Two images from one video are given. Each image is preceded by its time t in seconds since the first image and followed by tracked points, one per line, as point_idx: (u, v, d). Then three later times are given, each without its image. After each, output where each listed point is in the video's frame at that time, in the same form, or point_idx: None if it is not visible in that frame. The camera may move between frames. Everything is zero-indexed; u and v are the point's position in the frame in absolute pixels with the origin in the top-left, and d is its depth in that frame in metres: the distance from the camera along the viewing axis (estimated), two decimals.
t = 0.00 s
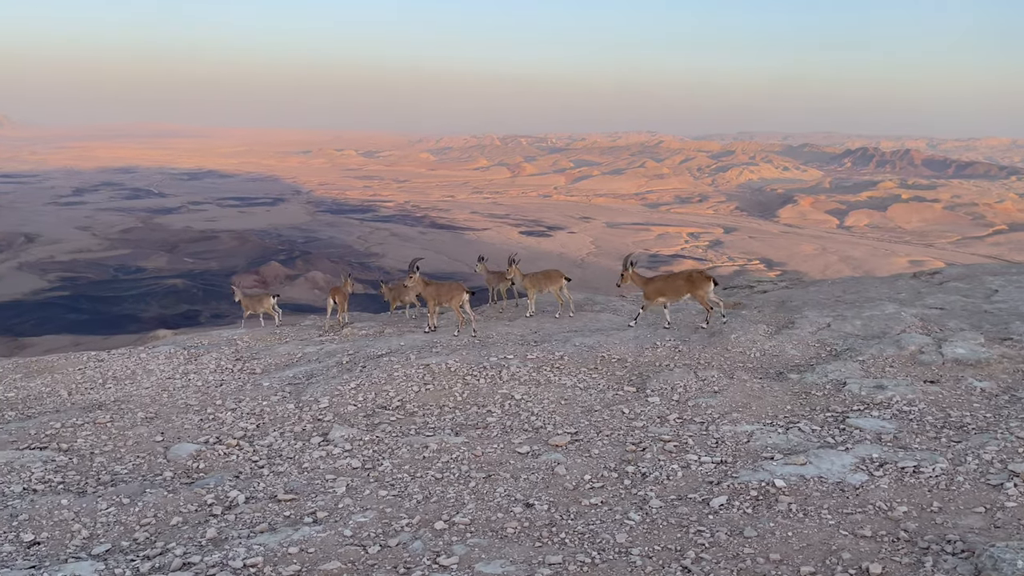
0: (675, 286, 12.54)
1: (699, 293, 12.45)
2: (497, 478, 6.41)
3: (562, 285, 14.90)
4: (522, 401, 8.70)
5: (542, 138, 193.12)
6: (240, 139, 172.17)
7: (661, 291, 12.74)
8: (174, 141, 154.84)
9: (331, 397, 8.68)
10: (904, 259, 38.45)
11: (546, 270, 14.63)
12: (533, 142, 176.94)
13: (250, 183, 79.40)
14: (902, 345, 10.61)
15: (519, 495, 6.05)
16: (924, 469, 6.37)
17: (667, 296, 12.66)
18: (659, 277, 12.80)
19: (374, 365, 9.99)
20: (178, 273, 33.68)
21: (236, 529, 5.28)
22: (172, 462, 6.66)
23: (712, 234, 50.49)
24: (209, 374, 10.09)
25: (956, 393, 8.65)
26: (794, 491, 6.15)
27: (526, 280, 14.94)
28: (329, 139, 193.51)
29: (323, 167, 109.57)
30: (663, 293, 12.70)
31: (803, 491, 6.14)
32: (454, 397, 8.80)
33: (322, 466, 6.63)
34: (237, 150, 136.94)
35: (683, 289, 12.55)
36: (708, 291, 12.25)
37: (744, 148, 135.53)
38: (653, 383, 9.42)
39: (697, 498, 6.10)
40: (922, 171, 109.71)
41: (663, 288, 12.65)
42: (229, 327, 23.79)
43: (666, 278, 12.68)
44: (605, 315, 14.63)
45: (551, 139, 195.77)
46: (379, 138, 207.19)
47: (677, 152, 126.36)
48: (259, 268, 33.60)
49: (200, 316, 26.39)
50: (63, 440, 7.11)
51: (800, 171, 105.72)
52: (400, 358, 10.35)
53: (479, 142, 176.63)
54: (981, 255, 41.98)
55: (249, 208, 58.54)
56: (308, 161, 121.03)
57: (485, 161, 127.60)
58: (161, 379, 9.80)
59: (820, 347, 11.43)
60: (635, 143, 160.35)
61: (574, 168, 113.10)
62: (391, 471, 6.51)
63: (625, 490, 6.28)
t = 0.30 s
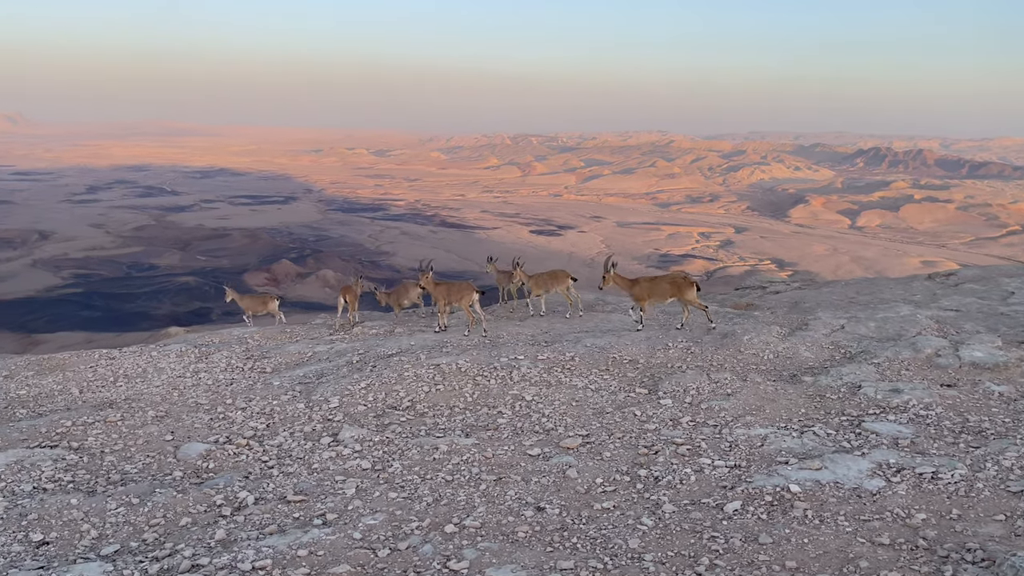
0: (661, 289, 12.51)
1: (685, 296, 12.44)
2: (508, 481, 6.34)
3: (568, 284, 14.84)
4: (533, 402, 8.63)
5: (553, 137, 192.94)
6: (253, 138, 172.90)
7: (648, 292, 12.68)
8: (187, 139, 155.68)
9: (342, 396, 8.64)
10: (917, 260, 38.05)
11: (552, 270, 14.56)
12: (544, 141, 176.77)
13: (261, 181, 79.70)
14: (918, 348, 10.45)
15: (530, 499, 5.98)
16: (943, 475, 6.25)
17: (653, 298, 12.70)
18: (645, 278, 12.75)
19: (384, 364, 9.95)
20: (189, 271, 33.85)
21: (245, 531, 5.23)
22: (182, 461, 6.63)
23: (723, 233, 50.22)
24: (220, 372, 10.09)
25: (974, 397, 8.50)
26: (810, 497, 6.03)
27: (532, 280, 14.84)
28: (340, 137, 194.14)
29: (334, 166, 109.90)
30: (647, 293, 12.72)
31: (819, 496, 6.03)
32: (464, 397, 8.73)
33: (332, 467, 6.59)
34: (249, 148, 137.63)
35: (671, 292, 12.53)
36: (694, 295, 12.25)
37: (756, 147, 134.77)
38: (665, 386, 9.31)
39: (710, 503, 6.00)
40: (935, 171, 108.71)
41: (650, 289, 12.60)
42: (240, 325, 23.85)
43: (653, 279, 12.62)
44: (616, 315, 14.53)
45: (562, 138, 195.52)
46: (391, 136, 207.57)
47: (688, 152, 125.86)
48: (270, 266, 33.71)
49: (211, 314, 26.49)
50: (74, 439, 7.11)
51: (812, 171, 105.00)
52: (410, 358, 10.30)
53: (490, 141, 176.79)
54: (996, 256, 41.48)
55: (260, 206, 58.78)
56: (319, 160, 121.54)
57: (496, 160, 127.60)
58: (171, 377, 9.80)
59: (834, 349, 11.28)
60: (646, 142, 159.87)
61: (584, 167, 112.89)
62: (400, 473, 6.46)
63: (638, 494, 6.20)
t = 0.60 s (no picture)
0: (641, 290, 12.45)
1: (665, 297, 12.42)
2: (515, 484, 6.25)
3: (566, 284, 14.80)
4: (541, 404, 8.54)
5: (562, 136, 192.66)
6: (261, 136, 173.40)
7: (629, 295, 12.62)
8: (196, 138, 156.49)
9: (348, 397, 8.58)
10: (927, 260, 37.77)
11: (550, 271, 14.50)
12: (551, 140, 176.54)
13: (269, 180, 79.90)
14: (930, 350, 10.31)
15: (538, 502, 5.90)
16: (958, 481, 6.12)
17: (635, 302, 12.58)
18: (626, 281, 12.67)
19: (391, 364, 9.89)
20: (197, 269, 33.93)
21: (249, 534, 5.17)
22: (187, 462, 6.58)
23: (731, 233, 50.01)
24: (226, 372, 10.05)
25: (988, 401, 8.36)
26: (823, 502, 5.92)
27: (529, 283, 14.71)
28: (348, 136, 194.47)
29: (341, 165, 110.11)
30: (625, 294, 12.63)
31: (832, 502, 5.92)
32: (471, 398, 8.66)
33: (337, 468, 6.52)
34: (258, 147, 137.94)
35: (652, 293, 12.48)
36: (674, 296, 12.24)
37: (763, 147, 134.18)
38: (674, 387, 9.21)
39: (721, 508, 5.90)
40: (944, 171, 107.94)
41: (631, 292, 12.53)
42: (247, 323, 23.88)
43: (634, 281, 12.55)
44: (624, 315, 14.43)
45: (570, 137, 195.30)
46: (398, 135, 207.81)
47: (696, 151, 125.46)
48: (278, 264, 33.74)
49: (218, 312, 26.52)
50: (78, 438, 7.07)
51: (820, 171, 104.47)
52: (417, 358, 10.23)
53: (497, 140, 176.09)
54: (1006, 257, 41.12)
55: (268, 205, 58.92)
56: (327, 158, 121.77)
57: (503, 159, 127.59)
58: (177, 376, 9.78)
59: (845, 351, 11.14)
60: (653, 142, 159.40)
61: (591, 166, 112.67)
62: (406, 475, 6.38)
63: (647, 498, 6.10)
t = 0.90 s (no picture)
0: (626, 292, 12.32)
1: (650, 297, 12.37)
2: (520, 486, 6.17)
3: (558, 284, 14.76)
4: (546, 404, 8.45)
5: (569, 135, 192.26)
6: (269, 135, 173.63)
7: (613, 296, 12.48)
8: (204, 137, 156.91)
9: (352, 396, 8.52)
10: (935, 260, 37.47)
11: (543, 274, 14.44)
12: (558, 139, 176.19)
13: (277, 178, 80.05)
14: (941, 352, 10.18)
15: (543, 505, 5.82)
16: (971, 485, 6.01)
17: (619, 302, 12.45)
18: (609, 282, 12.48)
19: (396, 364, 9.82)
20: (204, 267, 34.00)
21: (251, 536, 5.11)
22: (189, 462, 6.54)
23: (738, 233, 49.76)
24: (231, 371, 10.01)
25: (1001, 403, 8.23)
26: (833, 506, 5.83)
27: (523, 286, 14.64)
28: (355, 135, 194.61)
29: (349, 163, 110.16)
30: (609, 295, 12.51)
31: (842, 506, 5.82)
32: (477, 399, 8.58)
33: (341, 469, 6.46)
34: (265, 145, 138.15)
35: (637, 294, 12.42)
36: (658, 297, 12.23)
37: (771, 146, 133.50)
38: (681, 389, 9.10)
39: (729, 512, 5.81)
40: (953, 171, 107.16)
41: (615, 294, 12.39)
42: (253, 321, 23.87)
43: (618, 283, 12.39)
44: (631, 315, 14.33)
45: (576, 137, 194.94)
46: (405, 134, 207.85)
47: (703, 151, 125.00)
48: (285, 263, 33.77)
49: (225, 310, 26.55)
50: (81, 438, 7.03)
51: (828, 171, 103.91)
52: (422, 357, 10.16)
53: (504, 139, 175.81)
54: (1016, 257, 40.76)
55: (275, 203, 59.03)
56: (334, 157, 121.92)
57: (510, 158, 127.44)
58: (182, 375, 9.74)
59: (854, 352, 11.01)
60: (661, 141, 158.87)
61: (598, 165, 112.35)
62: (410, 476, 6.31)
63: (654, 502, 6.01)
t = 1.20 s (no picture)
0: (616, 293, 12.19)
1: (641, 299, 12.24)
2: (525, 489, 6.11)
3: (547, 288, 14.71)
4: (553, 405, 8.38)
5: (578, 134, 191.86)
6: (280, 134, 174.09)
7: (604, 296, 12.39)
8: (216, 135, 157.58)
9: (358, 396, 8.48)
10: (947, 260, 37.09)
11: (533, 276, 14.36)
12: (568, 138, 175.79)
13: (287, 176, 80.26)
14: (954, 354, 10.03)
15: (548, 509, 5.75)
16: (986, 491, 5.89)
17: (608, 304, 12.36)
18: (600, 282, 12.36)
19: (403, 363, 9.77)
20: (214, 264, 34.12)
21: (253, 538, 5.07)
22: (193, 462, 6.51)
23: (748, 232, 49.46)
24: (237, 369, 9.99)
25: (1016, 407, 8.08)
26: (844, 512, 5.72)
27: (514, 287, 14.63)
28: (364, 134, 194.82)
29: (359, 162, 110.33)
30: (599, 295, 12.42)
31: (853, 512, 5.72)
32: (482, 399, 8.52)
33: (345, 471, 6.41)
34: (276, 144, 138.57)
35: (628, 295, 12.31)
36: (649, 299, 12.08)
37: (781, 145, 132.59)
38: (690, 390, 9.00)
39: (737, 517, 5.72)
40: (965, 170, 106.11)
41: (605, 294, 12.27)
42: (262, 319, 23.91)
43: (608, 282, 12.26)
44: (639, 315, 14.21)
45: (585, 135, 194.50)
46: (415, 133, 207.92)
47: (713, 149, 124.36)
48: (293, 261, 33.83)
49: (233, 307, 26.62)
50: (86, 437, 7.02)
51: (839, 169, 103.16)
52: (428, 357, 10.10)
53: (514, 137, 175.61)
54: None
55: (285, 201, 59.19)
56: (344, 155, 122.16)
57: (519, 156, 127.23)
58: (188, 374, 9.73)
59: (866, 354, 10.87)
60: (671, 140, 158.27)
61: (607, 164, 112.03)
62: (415, 479, 6.26)
63: (661, 506, 5.92)
